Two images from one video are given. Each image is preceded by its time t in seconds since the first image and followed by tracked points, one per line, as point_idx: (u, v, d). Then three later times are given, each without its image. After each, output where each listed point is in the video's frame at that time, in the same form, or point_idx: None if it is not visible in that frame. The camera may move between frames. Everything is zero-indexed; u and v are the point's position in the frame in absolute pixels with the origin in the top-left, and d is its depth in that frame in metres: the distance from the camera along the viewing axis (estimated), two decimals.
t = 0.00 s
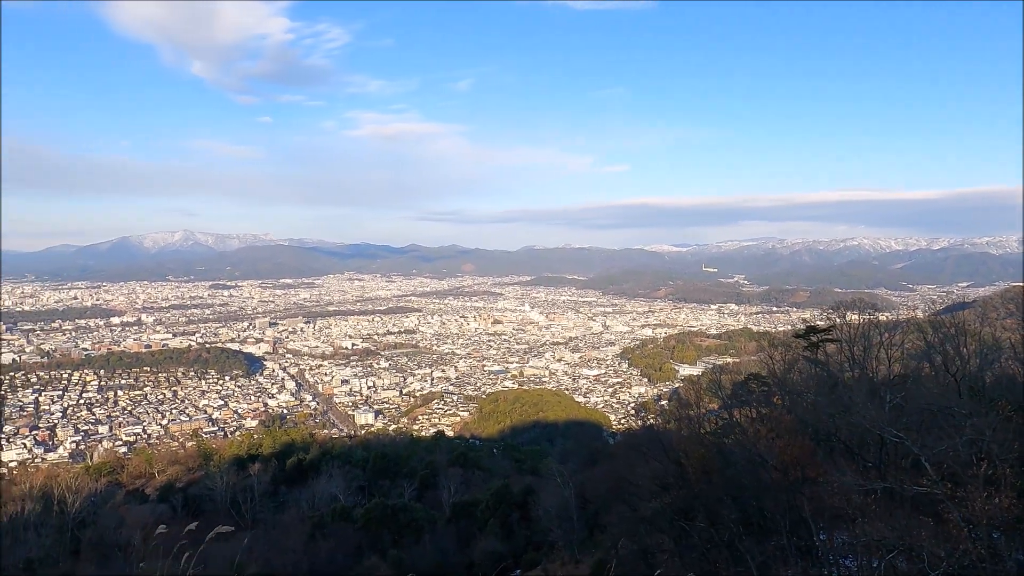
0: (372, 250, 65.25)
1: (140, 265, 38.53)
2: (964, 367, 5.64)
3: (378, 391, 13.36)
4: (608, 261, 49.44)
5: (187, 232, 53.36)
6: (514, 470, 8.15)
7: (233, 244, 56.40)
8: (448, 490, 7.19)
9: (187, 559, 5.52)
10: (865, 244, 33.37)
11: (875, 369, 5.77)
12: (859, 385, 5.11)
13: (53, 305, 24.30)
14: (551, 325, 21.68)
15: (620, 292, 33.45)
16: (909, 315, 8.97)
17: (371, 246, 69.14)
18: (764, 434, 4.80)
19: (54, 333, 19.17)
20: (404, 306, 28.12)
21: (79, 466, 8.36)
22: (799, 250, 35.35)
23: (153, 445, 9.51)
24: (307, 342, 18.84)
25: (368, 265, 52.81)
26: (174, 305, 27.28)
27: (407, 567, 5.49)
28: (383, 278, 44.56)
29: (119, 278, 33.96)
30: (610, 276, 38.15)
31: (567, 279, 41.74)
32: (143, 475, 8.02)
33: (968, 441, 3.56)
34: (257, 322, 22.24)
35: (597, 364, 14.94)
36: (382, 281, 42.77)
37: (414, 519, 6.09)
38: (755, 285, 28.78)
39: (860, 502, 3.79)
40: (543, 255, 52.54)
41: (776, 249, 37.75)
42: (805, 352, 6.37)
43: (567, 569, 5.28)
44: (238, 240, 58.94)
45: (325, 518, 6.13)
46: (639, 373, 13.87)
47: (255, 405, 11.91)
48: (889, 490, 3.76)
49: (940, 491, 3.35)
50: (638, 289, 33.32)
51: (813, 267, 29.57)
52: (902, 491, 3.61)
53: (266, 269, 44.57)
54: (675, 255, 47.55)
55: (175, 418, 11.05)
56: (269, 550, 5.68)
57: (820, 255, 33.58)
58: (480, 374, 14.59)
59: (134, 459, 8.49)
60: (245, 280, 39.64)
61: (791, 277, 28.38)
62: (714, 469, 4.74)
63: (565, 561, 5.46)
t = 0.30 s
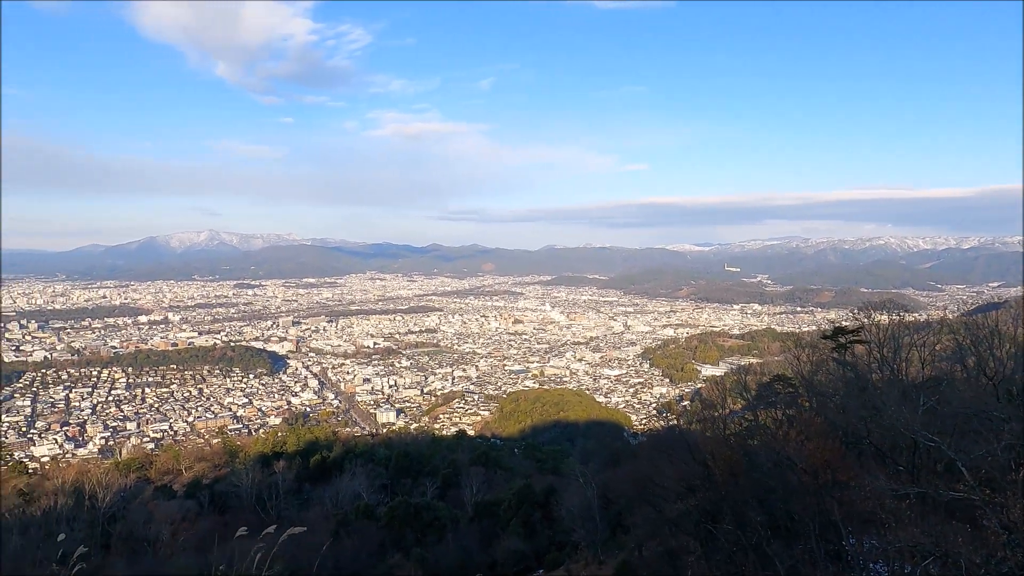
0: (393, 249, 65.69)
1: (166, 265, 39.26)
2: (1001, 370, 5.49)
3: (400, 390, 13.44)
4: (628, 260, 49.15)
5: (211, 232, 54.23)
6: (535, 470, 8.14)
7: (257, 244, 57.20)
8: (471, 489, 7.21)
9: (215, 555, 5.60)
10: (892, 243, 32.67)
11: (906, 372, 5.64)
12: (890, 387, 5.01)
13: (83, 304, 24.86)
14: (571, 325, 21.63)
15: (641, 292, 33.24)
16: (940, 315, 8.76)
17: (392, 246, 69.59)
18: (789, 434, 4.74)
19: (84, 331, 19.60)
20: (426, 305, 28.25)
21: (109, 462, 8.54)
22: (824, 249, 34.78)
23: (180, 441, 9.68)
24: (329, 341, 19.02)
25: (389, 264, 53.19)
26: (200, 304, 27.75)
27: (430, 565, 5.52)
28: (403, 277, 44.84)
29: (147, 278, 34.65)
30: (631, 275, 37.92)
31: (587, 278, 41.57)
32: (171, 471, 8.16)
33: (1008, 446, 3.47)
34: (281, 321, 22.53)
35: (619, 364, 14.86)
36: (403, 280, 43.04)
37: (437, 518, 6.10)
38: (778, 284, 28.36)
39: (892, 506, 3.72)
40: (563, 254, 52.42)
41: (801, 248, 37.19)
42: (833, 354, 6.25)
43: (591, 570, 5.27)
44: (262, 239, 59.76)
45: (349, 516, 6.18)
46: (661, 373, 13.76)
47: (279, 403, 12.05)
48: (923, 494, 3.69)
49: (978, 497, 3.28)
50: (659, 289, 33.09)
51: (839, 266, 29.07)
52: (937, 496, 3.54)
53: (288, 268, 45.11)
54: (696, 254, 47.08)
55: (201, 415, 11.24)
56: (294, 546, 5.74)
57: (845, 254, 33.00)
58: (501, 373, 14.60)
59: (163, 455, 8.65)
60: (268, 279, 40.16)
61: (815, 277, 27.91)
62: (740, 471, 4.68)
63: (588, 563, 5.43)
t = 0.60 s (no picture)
0: (414, 250, 66.04)
1: (191, 265, 39.96)
2: None
3: (420, 390, 13.50)
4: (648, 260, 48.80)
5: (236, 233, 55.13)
6: (557, 471, 8.13)
7: (280, 244, 57.97)
8: (492, 490, 7.21)
9: (242, 552, 5.67)
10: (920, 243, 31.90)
11: (940, 377, 5.50)
12: (923, 392, 4.90)
13: (112, 304, 25.43)
14: (592, 326, 21.56)
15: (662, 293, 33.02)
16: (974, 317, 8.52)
17: (413, 246, 69.98)
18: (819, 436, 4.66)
19: (112, 330, 20.00)
20: (446, 306, 28.35)
21: (137, 459, 8.71)
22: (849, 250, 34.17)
23: (205, 439, 9.83)
24: (351, 340, 19.20)
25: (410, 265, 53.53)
26: (225, 303, 28.19)
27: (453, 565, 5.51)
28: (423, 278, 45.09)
29: (173, 278, 35.31)
30: (652, 276, 37.66)
31: (608, 279, 41.37)
32: (198, 469, 8.27)
33: None
34: (303, 321, 22.79)
35: (640, 365, 14.78)
36: (424, 281, 43.27)
37: (459, 518, 6.07)
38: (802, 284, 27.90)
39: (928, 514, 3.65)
40: (583, 255, 52.26)
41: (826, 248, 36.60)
42: (862, 357, 6.13)
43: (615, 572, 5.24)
44: (285, 240, 60.58)
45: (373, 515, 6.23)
46: (683, 374, 13.65)
47: (301, 402, 12.17)
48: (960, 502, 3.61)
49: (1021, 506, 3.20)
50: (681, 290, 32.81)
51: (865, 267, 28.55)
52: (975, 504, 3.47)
53: (310, 269, 45.62)
54: (718, 255, 46.61)
55: (225, 413, 11.40)
56: (320, 545, 5.77)
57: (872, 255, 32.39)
58: (522, 374, 14.60)
59: (189, 453, 8.79)
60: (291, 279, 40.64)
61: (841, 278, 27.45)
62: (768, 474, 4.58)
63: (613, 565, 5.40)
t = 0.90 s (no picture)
0: (435, 250, 66.32)
1: (215, 266, 40.60)
2: None
3: (441, 390, 13.56)
4: (669, 260, 48.45)
5: (259, 234, 55.95)
6: (578, 472, 8.11)
7: (303, 245, 58.67)
8: (513, 490, 7.21)
9: (266, 550, 5.73)
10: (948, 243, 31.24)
11: (974, 380, 5.38)
12: (956, 395, 4.80)
13: (139, 303, 25.94)
14: (612, 326, 21.47)
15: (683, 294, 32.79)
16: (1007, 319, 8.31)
17: (433, 246, 70.31)
18: (849, 439, 4.58)
19: (139, 329, 20.41)
20: (466, 306, 28.45)
21: (164, 457, 8.86)
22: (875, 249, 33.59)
23: (230, 437, 9.97)
24: (372, 340, 19.35)
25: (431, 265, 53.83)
26: (249, 303, 28.58)
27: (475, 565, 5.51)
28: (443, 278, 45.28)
29: (198, 278, 35.90)
30: (673, 276, 37.40)
31: (628, 280, 41.17)
32: (223, 467, 8.38)
33: None
34: (325, 321, 23.02)
35: (661, 366, 14.68)
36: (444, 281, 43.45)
37: (482, 518, 6.06)
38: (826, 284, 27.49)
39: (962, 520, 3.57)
40: (603, 255, 52.09)
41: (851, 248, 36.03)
42: (892, 359, 6.02)
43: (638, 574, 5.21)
44: (307, 240, 61.31)
45: (395, 515, 6.26)
46: (704, 375, 13.54)
47: (323, 401, 12.28)
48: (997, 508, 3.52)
49: None
50: (702, 291, 32.56)
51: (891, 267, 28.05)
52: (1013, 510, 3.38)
53: (331, 269, 46.07)
54: (740, 255, 46.13)
55: (249, 412, 11.56)
56: (343, 544, 5.80)
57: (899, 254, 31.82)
58: (541, 374, 14.59)
59: (214, 451, 8.92)
60: (312, 279, 41.07)
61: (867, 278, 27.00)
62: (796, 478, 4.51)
63: (636, 566, 5.35)
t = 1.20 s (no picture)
0: (454, 250, 66.53)
1: (238, 266, 41.18)
2: None
3: (461, 389, 13.60)
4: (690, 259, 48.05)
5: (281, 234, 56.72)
6: (599, 472, 8.09)
7: (324, 244, 59.32)
8: (535, 490, 7.20)
9: (291, 546, 5.79)
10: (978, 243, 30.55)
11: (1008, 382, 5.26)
12: (990, 397, 4.70)
13: (164, 302, 26.42)
14: (633, 326, 21.36)
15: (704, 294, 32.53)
16: None
17: (452, 246, 70.56)
18: (879, 442, 4.50)
19: (165, 328, 20.79)
20: (486, 305, 28.51)
21: (189, 454, 9.01)
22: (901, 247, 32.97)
23: (253, 435, 10.10)
24: (393, 339, 19.48)
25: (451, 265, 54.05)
26: (272, 302, 28.97)
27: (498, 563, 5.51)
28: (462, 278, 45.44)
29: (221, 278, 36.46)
30: (693, 276, 37.10)
31: (648, 279, 40.93)
32: (247, 464, 8.49)
33: None
34: (346, 320, 23.24)
35: (682, 366, 14.57)
36: (464, 281, 43.58)
37: (503, 517, 6.07)
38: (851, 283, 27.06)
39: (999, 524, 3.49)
40: (623, 254, 51.84)
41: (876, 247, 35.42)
42: (921, 360, 5.91)
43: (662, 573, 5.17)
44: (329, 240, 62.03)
45: (418, 514, 6.29)
46: (726, 375, 13.42)
47: (345, 400, 12.38)
48: None
49: None
50: (723, 291, 32.25)
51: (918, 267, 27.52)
52: None
53: (351, 268, 46.48)
54: (763, 254, 45.59)
55: (272, 410, 11.70)
56: (366, 541, 5.84)
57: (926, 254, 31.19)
58: (561, 374, 14.56)
59: (238, 448, 9.04)
60: (333, 279, 41.49)
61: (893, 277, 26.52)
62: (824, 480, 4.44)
63: (659, 566, 5.30)
